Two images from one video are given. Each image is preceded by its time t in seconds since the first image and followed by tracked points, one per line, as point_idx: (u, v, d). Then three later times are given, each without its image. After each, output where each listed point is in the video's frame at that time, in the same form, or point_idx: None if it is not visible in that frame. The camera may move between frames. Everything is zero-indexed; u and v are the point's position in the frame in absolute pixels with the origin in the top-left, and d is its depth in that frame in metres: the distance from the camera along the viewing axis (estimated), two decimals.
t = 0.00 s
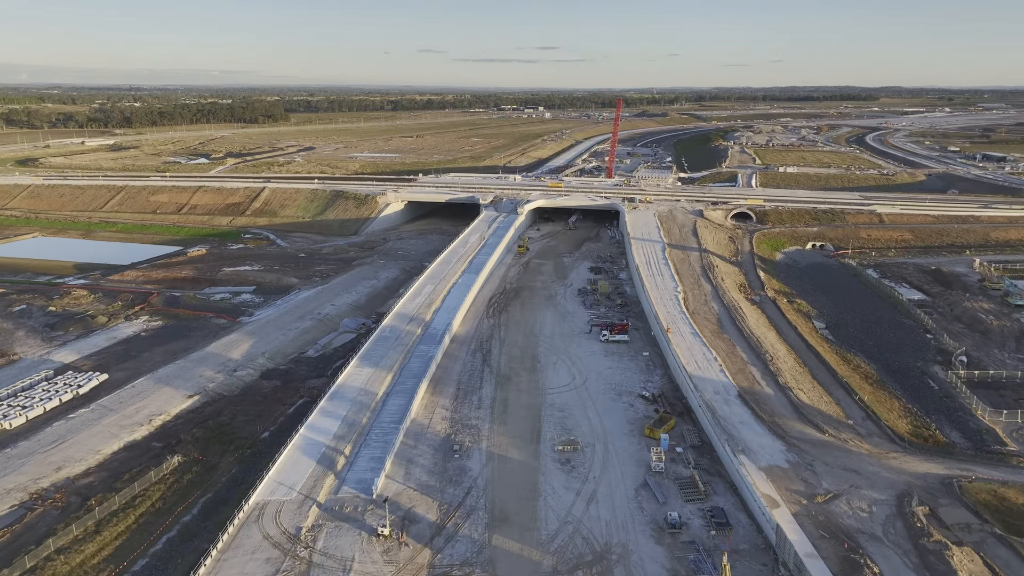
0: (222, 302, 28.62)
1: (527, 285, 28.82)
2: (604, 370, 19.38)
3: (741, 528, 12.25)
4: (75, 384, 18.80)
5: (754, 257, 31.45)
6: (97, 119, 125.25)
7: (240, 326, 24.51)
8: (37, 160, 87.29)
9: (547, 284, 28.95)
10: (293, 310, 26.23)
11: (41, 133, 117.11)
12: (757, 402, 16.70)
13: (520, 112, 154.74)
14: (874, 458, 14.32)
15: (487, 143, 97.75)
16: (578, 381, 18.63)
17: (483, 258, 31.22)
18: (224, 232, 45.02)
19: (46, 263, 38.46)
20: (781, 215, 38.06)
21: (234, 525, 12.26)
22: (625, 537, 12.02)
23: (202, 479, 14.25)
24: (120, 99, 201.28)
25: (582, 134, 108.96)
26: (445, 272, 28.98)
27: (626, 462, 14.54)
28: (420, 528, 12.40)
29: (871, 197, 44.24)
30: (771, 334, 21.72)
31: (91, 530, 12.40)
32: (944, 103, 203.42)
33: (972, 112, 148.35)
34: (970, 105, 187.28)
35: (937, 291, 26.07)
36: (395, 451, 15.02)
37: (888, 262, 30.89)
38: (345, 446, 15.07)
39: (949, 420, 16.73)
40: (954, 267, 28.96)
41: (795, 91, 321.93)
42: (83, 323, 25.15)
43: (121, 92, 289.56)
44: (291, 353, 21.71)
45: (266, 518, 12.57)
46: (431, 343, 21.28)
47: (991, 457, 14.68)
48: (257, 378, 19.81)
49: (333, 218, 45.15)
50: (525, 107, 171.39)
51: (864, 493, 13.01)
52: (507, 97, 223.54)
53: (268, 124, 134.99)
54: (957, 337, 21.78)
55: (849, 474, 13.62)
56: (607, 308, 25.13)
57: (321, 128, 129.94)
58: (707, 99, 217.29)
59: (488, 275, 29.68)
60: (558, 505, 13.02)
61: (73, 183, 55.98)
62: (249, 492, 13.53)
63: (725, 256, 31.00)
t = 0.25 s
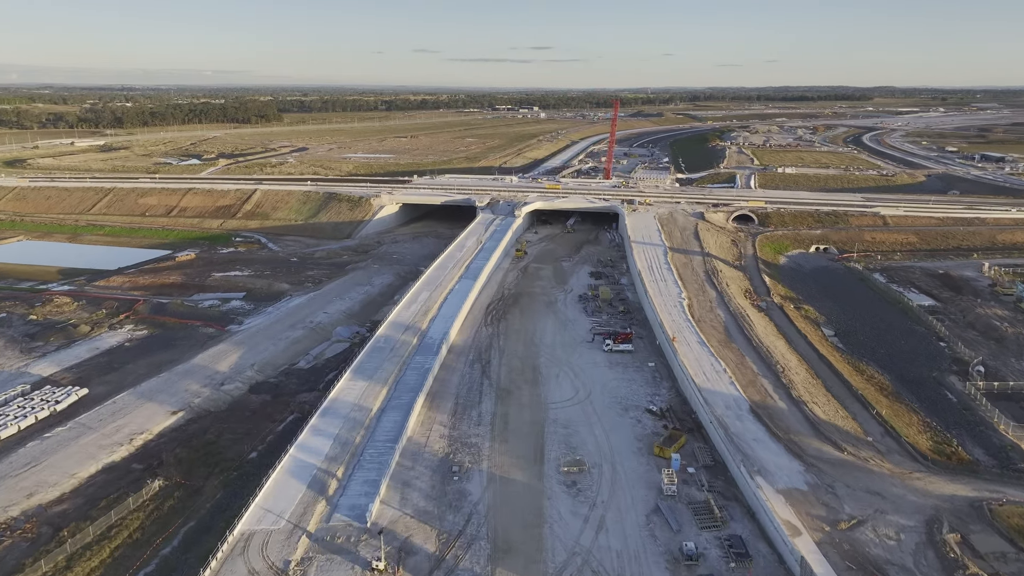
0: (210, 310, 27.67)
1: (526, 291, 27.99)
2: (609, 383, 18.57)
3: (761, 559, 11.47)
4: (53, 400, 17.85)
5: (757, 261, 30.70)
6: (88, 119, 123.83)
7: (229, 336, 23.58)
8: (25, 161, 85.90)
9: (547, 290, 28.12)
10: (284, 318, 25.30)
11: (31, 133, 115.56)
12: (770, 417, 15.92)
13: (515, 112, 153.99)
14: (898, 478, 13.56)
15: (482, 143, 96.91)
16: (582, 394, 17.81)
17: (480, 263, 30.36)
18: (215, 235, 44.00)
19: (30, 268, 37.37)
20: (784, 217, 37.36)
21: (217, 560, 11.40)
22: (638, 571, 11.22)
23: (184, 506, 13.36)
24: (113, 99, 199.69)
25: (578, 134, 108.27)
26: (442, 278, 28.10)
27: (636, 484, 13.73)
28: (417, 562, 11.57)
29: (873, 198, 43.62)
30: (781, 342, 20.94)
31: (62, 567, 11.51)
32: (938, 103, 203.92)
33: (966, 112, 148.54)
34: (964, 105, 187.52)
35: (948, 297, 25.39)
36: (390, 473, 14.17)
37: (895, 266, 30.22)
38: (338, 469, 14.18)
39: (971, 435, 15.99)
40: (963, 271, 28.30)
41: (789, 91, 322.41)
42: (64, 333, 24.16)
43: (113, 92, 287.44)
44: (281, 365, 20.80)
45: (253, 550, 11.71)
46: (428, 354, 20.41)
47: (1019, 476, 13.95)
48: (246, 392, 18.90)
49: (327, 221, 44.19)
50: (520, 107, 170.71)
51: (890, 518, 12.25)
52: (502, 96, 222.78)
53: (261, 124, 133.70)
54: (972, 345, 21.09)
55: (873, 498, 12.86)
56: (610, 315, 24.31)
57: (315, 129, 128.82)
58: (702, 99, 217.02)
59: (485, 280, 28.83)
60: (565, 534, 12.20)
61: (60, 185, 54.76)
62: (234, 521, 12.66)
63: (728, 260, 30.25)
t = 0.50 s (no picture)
0: (198, 317, 26.74)
1: (524, 297, 27.19)
2: (614, 396, 17.79)
3: None
4: (28, 417, 16.92)
5: (761, 265, 30.01)
6: (77, 120, 122.27)
7: (217, 346, 22.66)
8: (12, 162, 84.45)
9: (546, 295, 27.32)
10: (275, 327, 24.40)
11: (19, 134, 113.86)
12: (784, 432, 15.17)
13: (509, 112, 153.24)
14: (923, 500, 12.83)
15: (477, 143, 96.07)
16: (586, 409, 17.01)
17: (477, 268, 29.54)
18: (204, 239, 42.98)
19: (13, 273, 36.27)
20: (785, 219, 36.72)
21: None
22: None
23: (164, 535, 12.51)
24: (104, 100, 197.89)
25: (573, 135, 107.62)
26: (438, 283, 27.27)
27: (646, 508, 12.95)
28: None
29: (875, 200, 43.06)
30: (790, 351, 20.21)
31: None
32: (931, 103, 204.54)
33: (960, 112, 148.81)
34: (958, 105, 187.80)
35: (958, 302, 24.76)
36: (385, 496, 13.34)
37: (901, 270, 29.59)
38: (329, 493, 13.33)
39: (993, 451, 15.29)
40: (971, 275, 27.69)
41: (782, 91, 322.98)
42: (44, 343, 23.18)
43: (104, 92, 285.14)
44: (271, 378, 19.92)
45: None
46: (423, 365, 19.57)
47: None
48: (233, 407, 18.01)
49: (319, 224, 43.29)
50: (514, 107, 170.01)
51: (919, 546, 11.52)
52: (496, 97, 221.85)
53: (253, 125, 132.42)
54: (986, 353, 20.43)
55: (898, 522, 12.12)
56: (611, 322, 23.53)
57: (308, 129, 127.65)
58: (696, 99, 216.75)
59: (482, 286, 28.00)
60: (573, 565, 11.42)
61: (46, 187, 53.55)
62: (217, 552, 11.81)
63: (731, 264, 29.54)
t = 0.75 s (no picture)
0: (185, 326, 25.77)
1: (523, 303, 26.37)
2: (619, 411, 17.00)
3: None
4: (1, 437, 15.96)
5: (764, 269, 29.29)
6: (67, 120, 120.71)
7: (203, 358, 21.72)
8: None
9: (545, 302, 26.50)
10: (265, 336, 23.48)
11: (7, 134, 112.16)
12: (801, 451, 14.41)
13: (503, 112, 152.47)
14: (952, 527, 12.11)
15: (471, 144, 95.21)
16: (591, 425, 16.21)
17: (474, 273, 28.68)
18: (193, 242, 41.94)
19: None
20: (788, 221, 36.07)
21: None
22: None
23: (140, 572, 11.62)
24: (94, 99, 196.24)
25: (568, 135, 106.88)
26: (434, 290, 26.40)
27: (659, 536, 12.16)
28: None
29: (876, 202, 42.49)
30: (800, 360, 19.47)
31: None
32: (924, 102, 205.04)
33: (954, 112, 148.99)
34: (951, 105, 188.09)
35: (969, 308, 24.12)
36: (379, 526, 12.48)
37: (908, 274, 28.96)
38: (320, 521, 12.46)
39: (1019, 469, 14.59)
40: (980, 280, 27.07)
41: (776, 91, 323.55)
42: (22, 355, 22.17)
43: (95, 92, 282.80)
44: (260, 393, 19.00)
45: None
46: (419, 378, 18.70)
47: None
48: (219, 425, 17.10)
49: (311, 227, 42.31)
50: (509, 107, 169.36)
51: None
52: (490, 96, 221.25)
53: (245, 125, 131.09)
54: (1003, 362, 19.77)
55: (929, 552, 11.40)
56: (614, 330, 22.74)
57: (300, 129, 126.48)
58: (690, 99, 216.62)
59: (479, 292, 27.14)
60: None
61: (31, 189, 52.30)
62: None
63: (735, 269, 28.80)
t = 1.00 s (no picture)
0: (172, 335, 24.84)
1: (522, 310, 25.57)
2: (626, 427, 16.24)
3: None
4: None
5: (769, 274, 28.60)
6: (57, 121, 119.19)
7: (190, 369, 20.83)
8: None
9: (545, 308, 25.71)
10: (254, 345, 22.60)
11: None
12: (819, 470, 13.68)
13: (498, 112, 151.78)
14: (984, 555, 11.41)
15: (466, 144, 94.41)
16: (597, 442, 15.42)
17: (471, 279, 27.84)
18: (183, 246, 40.97)
19: None
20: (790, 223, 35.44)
21: None
22: None
23: None
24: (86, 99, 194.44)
25: (564, 135, 106.21)
26: (431, 296, 25.56)
27: (674, 566, 11.41)
28: None
29: (878, 203, 41.93)
30: (812, 370, 18.75)
31: None
32: (918, 102, 205.58)
33: (949, 112, 149.21)
34: (945, 105, 188.41)
35: (980, 314, 23.51)
36: (375, 556, 11.68)
37: (915, 277, 28.34)
38: (311, 552, 11.65)
39: None
40: (990, 284, 26.48)
41: (770, 91, 324.02)
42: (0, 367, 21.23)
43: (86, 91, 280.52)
44: (249, 408, 18.15)
45: None
46: (416, 391, 17.88)
47: None
48: (205, 443, 16.24)
49: (304, 230, 41.38)
50: (503, 107, 168.73)
51: None
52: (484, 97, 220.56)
53: (238, 125, 129.90)
54: (1020, 372, 19.14)
55: None
56: (617, 339, 21.98)
57: (294, 129, 125.34)
58: (685, 99, 216.41)
59: (477, 299, 26.32)
60: None
61: (16, 192, 51.14)
62: None
63: (739, 274, 28.09)
